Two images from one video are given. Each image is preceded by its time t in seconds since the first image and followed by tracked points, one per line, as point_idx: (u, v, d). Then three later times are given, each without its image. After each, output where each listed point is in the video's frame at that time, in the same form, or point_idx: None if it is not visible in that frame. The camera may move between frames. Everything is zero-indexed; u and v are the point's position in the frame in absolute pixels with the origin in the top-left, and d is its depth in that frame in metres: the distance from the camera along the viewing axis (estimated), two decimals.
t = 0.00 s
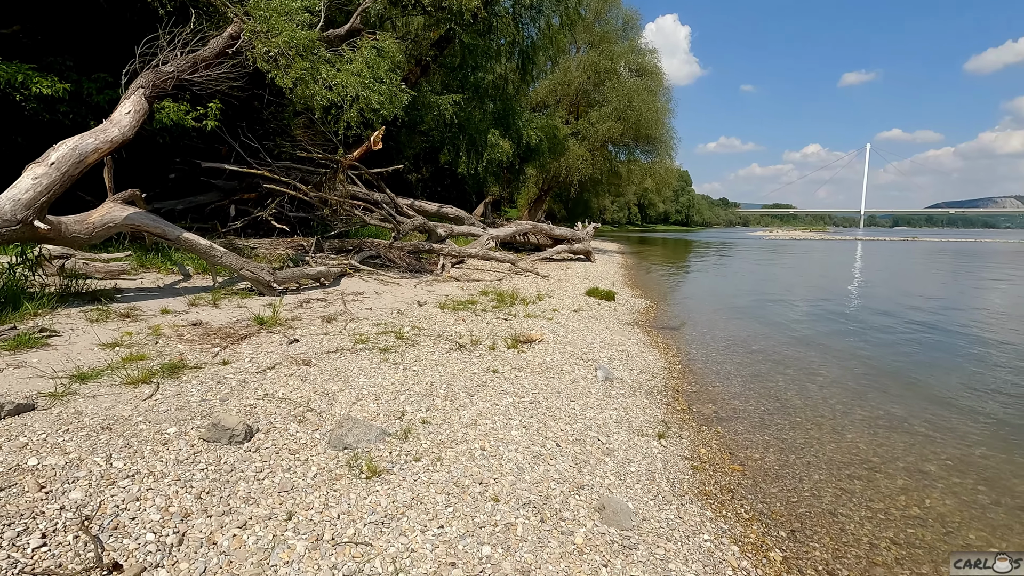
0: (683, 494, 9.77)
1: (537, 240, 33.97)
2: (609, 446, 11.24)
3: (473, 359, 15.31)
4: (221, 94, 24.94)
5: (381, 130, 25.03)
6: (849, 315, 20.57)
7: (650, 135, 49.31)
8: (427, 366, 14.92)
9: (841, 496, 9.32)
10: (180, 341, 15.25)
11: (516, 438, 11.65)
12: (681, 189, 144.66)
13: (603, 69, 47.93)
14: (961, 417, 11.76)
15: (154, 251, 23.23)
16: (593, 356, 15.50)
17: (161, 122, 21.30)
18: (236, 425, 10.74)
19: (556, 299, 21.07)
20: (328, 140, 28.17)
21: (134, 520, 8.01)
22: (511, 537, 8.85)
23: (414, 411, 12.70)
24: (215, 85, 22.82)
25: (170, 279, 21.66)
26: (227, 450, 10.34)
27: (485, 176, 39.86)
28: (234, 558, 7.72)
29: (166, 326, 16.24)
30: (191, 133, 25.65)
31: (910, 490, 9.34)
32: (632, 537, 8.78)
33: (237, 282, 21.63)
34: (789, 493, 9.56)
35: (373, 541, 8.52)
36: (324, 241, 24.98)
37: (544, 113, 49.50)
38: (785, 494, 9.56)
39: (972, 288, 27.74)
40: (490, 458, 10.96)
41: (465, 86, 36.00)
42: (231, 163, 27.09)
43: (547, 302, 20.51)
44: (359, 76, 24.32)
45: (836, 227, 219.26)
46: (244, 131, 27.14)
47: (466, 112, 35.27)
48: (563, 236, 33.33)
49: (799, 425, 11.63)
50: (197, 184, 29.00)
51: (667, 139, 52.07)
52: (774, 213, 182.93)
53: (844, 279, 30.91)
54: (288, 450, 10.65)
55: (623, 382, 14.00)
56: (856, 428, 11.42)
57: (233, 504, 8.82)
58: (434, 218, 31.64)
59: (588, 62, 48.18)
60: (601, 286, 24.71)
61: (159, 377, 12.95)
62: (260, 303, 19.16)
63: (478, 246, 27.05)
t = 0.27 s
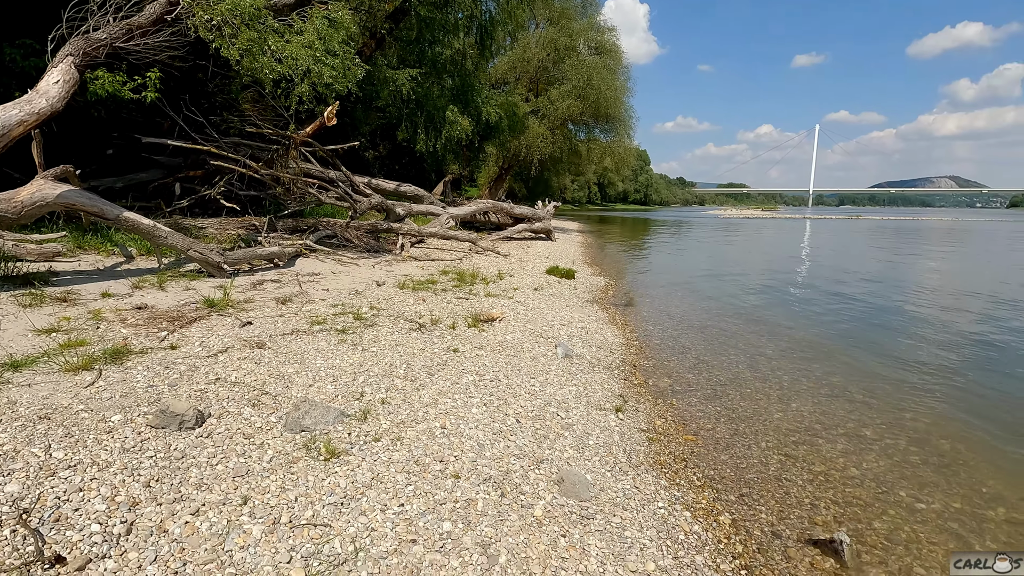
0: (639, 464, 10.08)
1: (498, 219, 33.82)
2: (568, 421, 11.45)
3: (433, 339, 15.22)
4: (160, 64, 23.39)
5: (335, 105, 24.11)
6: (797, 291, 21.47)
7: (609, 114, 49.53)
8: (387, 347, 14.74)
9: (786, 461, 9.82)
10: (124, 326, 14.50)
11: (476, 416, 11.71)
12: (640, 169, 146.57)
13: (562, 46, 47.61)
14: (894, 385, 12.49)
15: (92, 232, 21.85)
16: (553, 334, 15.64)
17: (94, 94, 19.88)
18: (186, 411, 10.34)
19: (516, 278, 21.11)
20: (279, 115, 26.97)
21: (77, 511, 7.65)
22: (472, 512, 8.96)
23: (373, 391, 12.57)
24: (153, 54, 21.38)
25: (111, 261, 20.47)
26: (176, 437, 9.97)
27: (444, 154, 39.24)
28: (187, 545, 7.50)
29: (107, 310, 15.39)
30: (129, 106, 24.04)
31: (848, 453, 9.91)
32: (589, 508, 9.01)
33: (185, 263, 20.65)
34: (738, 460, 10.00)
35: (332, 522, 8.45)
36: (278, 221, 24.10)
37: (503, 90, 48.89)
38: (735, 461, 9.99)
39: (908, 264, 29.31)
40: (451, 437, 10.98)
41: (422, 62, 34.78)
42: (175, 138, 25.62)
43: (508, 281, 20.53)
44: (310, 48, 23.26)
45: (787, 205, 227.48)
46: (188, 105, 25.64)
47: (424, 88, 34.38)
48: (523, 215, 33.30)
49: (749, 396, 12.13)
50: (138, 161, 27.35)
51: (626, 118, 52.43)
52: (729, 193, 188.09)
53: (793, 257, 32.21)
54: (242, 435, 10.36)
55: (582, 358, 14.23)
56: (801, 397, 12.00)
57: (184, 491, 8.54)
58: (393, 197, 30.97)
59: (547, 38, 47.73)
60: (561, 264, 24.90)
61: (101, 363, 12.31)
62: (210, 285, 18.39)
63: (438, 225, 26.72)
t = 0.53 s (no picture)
0: (593, 430, 10.33)
1: (455, 191, 33.32)
2: (524, 390, 11.58)
3: (389, 313, 14.98)
4: (82, 23, 21.45)
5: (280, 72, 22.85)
6: (745, 261, 22.21)
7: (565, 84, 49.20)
8: (340, 322, 14.42)
9: (731, 421, 10.27)
10: (54, 306, 13.58)
11: (432, 388, 11.68)
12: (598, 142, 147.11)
13: (517, 14, 46.63)
14: (830, 347, 13.19)
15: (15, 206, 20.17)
16: (510, 305, 15.67)
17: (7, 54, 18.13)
18: (126, 392, 9.85)
19: (473, 251, 20.95)
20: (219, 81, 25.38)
21: (8, 500, 7.21)
22: (428, 482, 9.00)
23: (326, 367, 12.31)
24: (73, 11, 19.57)
25: (38, 237, 19.03)
26: (117, 419, 9.50)
27: (398, 124, 38.14)
28: (131, 529, 7.21)
29: (35, 289, 14.36)
30: (48, 68, 22.04)
31: (788, 413, 10.45)
32: (545, 473, 9.19)
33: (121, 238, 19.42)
34: (687, 421, 10.40)
35: (286, 498, 8.31)
36: (222, 193, 22.91)
37: (458, 58, 47.65)
38: (684, 423, 10.37)
39: (848, 234, 30.50)
40: (407, 409, 10.92)
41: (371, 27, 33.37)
42: (103, 105, 23.75)
43: (465, 253, 20.36)
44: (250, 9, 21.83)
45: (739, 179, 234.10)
46: (116, 68, 23.73)
47: (374, 55, 33.00)
48: (480, 187, 32.93)
49: (698, 362, 12.55)
50: (63, 129, 25.27)
51: (582, 89, 52.20)
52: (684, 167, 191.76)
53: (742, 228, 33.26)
54: (188, 415, 9.97)
55: (538, 329, 14.34)
56: (746, 361, 12.53)
57: (127, 475, 8.19)
58: (345, 169, 29.95)
59: (502, 5, 46.63)
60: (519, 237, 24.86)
61: (30, 345, 11.51)
62: (150, 262, 17.40)
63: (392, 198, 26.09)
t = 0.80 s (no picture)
0: (545, 395, 10.41)
1: (408, 161, 32.48)
2: (477, 358, 11.53)
3: (339, 286, 14.54)
4: None
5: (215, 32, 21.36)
6: (697, 230, 22.66)
7: (520, 52, 48.38)
8: (288, 295, 13.91)
9: (678, 382, 10.56)
10: None
11: (383, 359, 11.46)
12: (556, 114, 146.36)
13: None
14: (773, 310, 13.66)
15: None
16: (464, 276, 15.48)
17: None
18: (51, 372, 9.19)
19: (427, 222, 20.55)
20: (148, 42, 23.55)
21: None
22: (379, 452, 8.88)
23: (273, 341, 11.87)
24: None
25: None
26: (42, 401, 8.88)
27: (346, 91, 36.72)
28: (59, 513, 6.79)
29: None
30: None
31: (731, 372, 10.80)
32: (497, 439, 9.20)
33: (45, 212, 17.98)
34: (636, 383, 10.61)
35: (229, 474, 8.02)
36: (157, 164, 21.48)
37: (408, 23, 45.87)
38: (633, 385, 10.58)
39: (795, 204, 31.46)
40: (358, 381, 10.69)
41: None
42: (16, 66, 21.67)
43: (418, 224, 19.95)
44: None
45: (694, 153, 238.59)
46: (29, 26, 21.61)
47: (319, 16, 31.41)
48: (434, 157, 32.23)
49: (648, 327, 12.78)
50: None
51: (537, 57, 51.44)
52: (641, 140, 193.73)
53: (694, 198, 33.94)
54: (122, 395, 9.43)
55: (492, 299, 14.24)
56: (694, 325, 12.85)
57: (54, 458, 7.68)
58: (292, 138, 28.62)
59: None
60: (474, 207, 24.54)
61: None
62: (78, 236, 16.22)
63: (342, 168, 25.19)
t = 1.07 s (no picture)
0: (496, 362, 10.32)
1: (355, 131, 31.27)
2: (427, 328, 11.28)
3: (281, 259, 13.87)
4: None
5: None
6: (647, 199, 22.92)
7: (468, 17, 47.25)
8: (225, 270, 13.15)
9: (627, 344, 10.69)
10: None
11: (328, 332, 11.04)
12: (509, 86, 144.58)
13: None
14: (718, 274, 13.98)
15: None
16: (413, 246, 15.07)
17: None
18: None
19: (375, 192, 19.88)
20: None
21: None
22: (323, 426, 8.57)
23: (208, 317, 11.21)
24: None
25: None
26: None
27: (284, 54, 35.00)
28: None
29: None
30: None
31: (678, 334, 10.99)
32: (445, 407, 9.05)
33: None
34: (585, 348, 10.68)
35: (160, 456, 7.55)
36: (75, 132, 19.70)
37: None
38: (583, 349, 10.64)
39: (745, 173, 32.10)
40: (301, 355, 10.26)
41: None
42: None
43: (365, 195, 19.27)
44: None
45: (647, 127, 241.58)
46: None
47: None
48: (381, 126, 31.18)
49: (598, 292, 12.85)
50: None
51: (486, 23, 50.36)
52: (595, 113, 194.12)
53: (646, 167, 34.36)
54: (37, 378, 8.67)
55: (442, 269, 13.95)
56: (642, 290, 13.00)
57: None
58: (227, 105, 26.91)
59: None
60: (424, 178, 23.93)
61: None
62: None
63: (283, 137, 23.95)
